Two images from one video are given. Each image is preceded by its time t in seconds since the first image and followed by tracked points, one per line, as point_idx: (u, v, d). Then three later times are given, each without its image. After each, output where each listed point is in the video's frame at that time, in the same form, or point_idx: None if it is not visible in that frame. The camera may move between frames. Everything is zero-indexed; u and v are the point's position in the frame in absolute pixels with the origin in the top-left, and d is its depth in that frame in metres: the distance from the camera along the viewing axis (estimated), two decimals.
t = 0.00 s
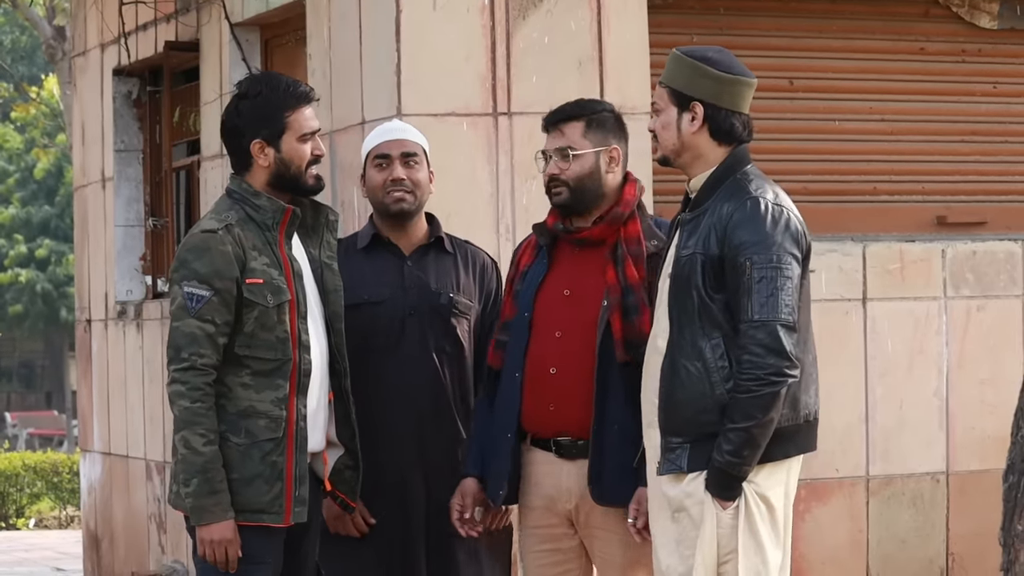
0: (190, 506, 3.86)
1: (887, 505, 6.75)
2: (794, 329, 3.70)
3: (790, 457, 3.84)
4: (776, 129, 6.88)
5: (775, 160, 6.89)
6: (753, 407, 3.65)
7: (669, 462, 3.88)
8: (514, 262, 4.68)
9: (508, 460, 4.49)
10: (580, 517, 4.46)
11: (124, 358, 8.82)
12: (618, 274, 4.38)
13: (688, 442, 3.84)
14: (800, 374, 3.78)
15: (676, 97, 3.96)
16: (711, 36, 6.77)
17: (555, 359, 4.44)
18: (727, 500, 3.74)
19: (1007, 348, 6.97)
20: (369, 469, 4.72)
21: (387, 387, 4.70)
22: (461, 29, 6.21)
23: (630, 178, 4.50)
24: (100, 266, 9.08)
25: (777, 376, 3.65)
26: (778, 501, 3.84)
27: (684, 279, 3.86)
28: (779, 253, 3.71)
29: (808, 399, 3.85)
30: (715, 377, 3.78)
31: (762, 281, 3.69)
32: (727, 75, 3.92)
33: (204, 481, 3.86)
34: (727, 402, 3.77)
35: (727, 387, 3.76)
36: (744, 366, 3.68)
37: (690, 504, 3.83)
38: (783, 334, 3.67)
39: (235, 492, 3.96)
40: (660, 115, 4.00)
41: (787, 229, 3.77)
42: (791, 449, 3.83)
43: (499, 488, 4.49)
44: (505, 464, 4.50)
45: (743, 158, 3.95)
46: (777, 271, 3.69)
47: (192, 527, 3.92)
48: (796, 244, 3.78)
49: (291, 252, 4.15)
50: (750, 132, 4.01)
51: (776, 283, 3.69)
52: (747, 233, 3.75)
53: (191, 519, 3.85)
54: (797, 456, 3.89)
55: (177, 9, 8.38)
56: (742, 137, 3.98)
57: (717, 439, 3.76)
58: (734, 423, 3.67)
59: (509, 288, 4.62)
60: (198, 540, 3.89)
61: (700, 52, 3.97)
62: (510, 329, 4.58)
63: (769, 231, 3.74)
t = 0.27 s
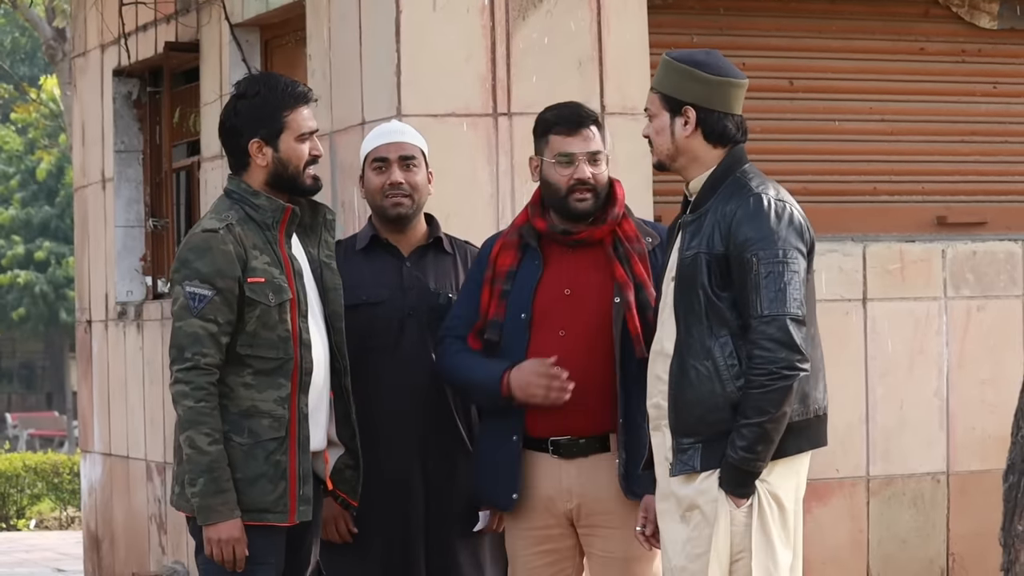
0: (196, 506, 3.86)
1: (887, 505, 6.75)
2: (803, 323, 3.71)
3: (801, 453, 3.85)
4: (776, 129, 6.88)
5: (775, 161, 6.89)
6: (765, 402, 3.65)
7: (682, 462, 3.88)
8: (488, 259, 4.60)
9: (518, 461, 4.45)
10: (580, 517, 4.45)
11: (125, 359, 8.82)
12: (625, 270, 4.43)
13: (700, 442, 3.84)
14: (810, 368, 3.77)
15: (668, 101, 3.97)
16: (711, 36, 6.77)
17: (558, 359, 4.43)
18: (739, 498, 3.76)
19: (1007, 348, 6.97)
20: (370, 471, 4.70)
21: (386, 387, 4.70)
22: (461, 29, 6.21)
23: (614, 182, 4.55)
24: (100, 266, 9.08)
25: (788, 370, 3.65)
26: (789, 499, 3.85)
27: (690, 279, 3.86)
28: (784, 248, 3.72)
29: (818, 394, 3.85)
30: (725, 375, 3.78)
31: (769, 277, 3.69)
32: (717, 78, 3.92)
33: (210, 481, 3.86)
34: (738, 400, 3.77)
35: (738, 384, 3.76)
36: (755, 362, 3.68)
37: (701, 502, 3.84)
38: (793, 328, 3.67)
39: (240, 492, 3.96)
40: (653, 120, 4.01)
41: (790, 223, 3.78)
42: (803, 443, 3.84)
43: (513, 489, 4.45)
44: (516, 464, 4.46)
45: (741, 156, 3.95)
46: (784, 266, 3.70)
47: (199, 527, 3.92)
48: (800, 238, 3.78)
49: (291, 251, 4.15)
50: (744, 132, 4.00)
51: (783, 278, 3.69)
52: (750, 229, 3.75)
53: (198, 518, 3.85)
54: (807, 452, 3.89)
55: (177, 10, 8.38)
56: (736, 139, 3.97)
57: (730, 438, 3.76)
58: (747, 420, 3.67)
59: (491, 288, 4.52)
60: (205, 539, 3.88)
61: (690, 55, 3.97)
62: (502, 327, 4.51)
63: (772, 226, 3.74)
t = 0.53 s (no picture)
0: (196, 507, 3.86)
1: (887, 505, 6.75)
2: (812, 315, 3.73)
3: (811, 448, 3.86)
4: (776, 130, 6.88)
5: (775, 161, 6.89)
6: (778, 396, 3.66)
7: (694, 460, 3.87)
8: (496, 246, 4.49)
9: (539, 450, 4.37)
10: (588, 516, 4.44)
11: (125, 360, 8.82)
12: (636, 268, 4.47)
13: (712, 440, 3.84)
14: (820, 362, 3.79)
15: (663, 104, 3.97)
16: (711, 37, 6.77)
17: (576, 355, 4.40)
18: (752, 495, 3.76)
19: (1007, 349, 6.97)
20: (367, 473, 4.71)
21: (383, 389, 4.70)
22: (461, 31, 6.21)
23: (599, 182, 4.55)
24: (101, 268, 9.08)
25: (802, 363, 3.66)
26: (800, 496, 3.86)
27: (695, 278, 3.86)
28: (790, 242, 3.73)
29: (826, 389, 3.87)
30: (735, 372, 3.78)
31: (778, 271, 3.71)
32: (710, 78, 3.93)
33: (210, 482, 3.85)
34: (749, 396, 3.77)
35: (749, 380, 3.77)
36: (767, 357, 3.69)
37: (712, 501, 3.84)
38: (805, 321, 3.68)
39: (240, 492, 3.96)
40: (648, 124, 4.00)
41: (794, 218, 3.80)
42: (813, 438, 3.85)
43: (531, 476, 4.38)
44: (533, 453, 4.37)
45: (737, 156, 3.96)
46: (792, 260, 3.72)
47: (199, 528, 3.92)
48: (805, 232, 3.80)
49: (289, 252, 4.16)
50: (740, 133, 4.00)
51: (791, 272, 3.71)
52: (755, 225, 3.76)
53: (199, 519, 3.85)
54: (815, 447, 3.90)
55: (177, 11, 8.39)
56: (733, 138, 3.96)
57: (742, 435, 3.77)
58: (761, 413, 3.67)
59: (519, 270, 4.42)
60: (205, 541, 3.88)
61: (683, 57, 3.97)
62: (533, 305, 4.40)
63: (777, 222, 3.76)
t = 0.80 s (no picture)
0: (194, 509, 3.86)
1: (887, 506, 6.75)
2: (820, 312, 3.72)
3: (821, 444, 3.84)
4: (775, 131, 6.88)
5: (774, 162, 6.89)
6: (787, 393, 3.65)
7: (703, 460, 3.85)
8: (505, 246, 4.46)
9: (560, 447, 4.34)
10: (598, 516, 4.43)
11: (124, 361, 8.83)
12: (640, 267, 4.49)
13: (721, 439, 3.82)
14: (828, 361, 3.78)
15: (660, 107, 3.96)
16: (710, 38, 6.77)
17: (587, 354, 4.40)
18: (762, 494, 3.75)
19: (1007, 349, 6.97)
20: (364, 474, 4.72)
21: (380, 390, 4.70)
22: (460, 31, 6.21)
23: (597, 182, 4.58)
24: (101, 268, 9.08)
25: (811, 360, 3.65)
26: (808, 494, 3.85)
27: (701, 276, 3.84)
28: (797, 239, 3.72)
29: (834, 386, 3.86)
30: (743, 370, 3.77)
31: (786, 269, 3.69)
32: (706, 79, 3.92)
33: (208, 483, 3.86)
34: (758, 394, 3.76)
35: (758, 378, 3.76)
36: (776, 354, 3.68)
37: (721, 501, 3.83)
38: (813, 318, 3.67)
39: (237, 494, 3.96)
40: (648, 128, 4.00)
41: (801, 216, 3.79)
42: (823, 436, 3.84)
43: (553, 465, 4.34)
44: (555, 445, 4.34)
45: (738, 156, 3.94)
46: (799, 257, 3.70)
47: (196, 529, 3.92)
48: (810, 229, 3.79)
49: (287, 254, 4.15)
50: (739, 133, 3.98)
51: (799, 269, 3.69)
52: (761, 223, 3.75)
53: (196, 521, 3.85)
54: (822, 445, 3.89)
55: (177, 12, 8.39)
56: (734, 139, 3.95)
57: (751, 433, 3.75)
58: (771, 411, 3.66)
59: (532, 267, 4.40)
60: (202, 542, 3.88)
61: (679, 59, 3.96)
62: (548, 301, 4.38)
63: (784, 219, 3.74)
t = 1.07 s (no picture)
0: (188, 511, 3.86)
1: (886, 508, 6.75)
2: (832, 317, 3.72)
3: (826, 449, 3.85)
4: (774, 133, 6.88)
5: (773, 164, 6.89)
6: (797, 397, 3.65)
7: (710, 461, 3.86)
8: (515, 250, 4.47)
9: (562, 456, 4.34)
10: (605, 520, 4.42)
11: (124, 362, 8.83)
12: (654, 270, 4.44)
13: (727, 441, 3.83)
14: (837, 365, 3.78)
15: (672, 106, 3.95)
16: (710, 40, 6.77)
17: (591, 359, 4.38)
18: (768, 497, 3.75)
19: (1006, 351, 6.96)
20: (361, 476, 4.71)
21: (378, 392, 4.70)
22: (460, 33, 6.21)
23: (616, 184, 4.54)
24: (100, 270, 9.09)
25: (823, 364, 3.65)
26: (814, 497, 3.85)
27: (711, 277, 3.83)
28: (811, 243, 3.71)
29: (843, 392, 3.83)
30: (752, 372, 3.77)
31: (799, 273, 3.68)
32: (719, 79, 3.91)
33: (202, 485, 3.86)
34: (767, 396, 3.76)
35: (767, 380, 3.76)
36: (788, 358, 3.67)
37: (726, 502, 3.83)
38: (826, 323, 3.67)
39: (232, 496, 3.96)
40: (659, 127, 4.00)
41: (815, 220, 3.78)
42: (828, 441, 3.83)
43: (557, 477, 4.35)
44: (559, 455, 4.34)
45: (750, 159, 3.92)
46: (813, 261, 3.70)
47: (190, 531, 3.92)
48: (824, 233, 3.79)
49: (285, 256, 4.15)
50: (750, 133, 3.98)
51: (812, 274, 3.69)
52: (775, 226, 3.74)
53: (190, 523, 3.85)
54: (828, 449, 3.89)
55: (176, 14, 8.39)
56: (745, 139, 3.94)
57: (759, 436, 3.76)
58: (780, 415, 3.67)
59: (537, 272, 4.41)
60: (196, 544, 3.88)
61: (692, 58, 3.96)
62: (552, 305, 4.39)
63: (797, 223, 3.73)
